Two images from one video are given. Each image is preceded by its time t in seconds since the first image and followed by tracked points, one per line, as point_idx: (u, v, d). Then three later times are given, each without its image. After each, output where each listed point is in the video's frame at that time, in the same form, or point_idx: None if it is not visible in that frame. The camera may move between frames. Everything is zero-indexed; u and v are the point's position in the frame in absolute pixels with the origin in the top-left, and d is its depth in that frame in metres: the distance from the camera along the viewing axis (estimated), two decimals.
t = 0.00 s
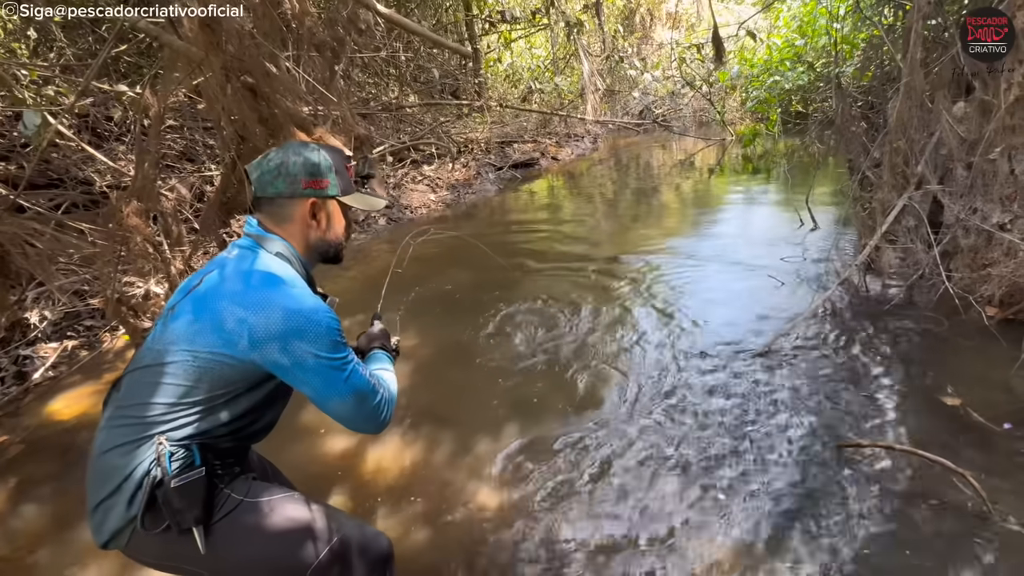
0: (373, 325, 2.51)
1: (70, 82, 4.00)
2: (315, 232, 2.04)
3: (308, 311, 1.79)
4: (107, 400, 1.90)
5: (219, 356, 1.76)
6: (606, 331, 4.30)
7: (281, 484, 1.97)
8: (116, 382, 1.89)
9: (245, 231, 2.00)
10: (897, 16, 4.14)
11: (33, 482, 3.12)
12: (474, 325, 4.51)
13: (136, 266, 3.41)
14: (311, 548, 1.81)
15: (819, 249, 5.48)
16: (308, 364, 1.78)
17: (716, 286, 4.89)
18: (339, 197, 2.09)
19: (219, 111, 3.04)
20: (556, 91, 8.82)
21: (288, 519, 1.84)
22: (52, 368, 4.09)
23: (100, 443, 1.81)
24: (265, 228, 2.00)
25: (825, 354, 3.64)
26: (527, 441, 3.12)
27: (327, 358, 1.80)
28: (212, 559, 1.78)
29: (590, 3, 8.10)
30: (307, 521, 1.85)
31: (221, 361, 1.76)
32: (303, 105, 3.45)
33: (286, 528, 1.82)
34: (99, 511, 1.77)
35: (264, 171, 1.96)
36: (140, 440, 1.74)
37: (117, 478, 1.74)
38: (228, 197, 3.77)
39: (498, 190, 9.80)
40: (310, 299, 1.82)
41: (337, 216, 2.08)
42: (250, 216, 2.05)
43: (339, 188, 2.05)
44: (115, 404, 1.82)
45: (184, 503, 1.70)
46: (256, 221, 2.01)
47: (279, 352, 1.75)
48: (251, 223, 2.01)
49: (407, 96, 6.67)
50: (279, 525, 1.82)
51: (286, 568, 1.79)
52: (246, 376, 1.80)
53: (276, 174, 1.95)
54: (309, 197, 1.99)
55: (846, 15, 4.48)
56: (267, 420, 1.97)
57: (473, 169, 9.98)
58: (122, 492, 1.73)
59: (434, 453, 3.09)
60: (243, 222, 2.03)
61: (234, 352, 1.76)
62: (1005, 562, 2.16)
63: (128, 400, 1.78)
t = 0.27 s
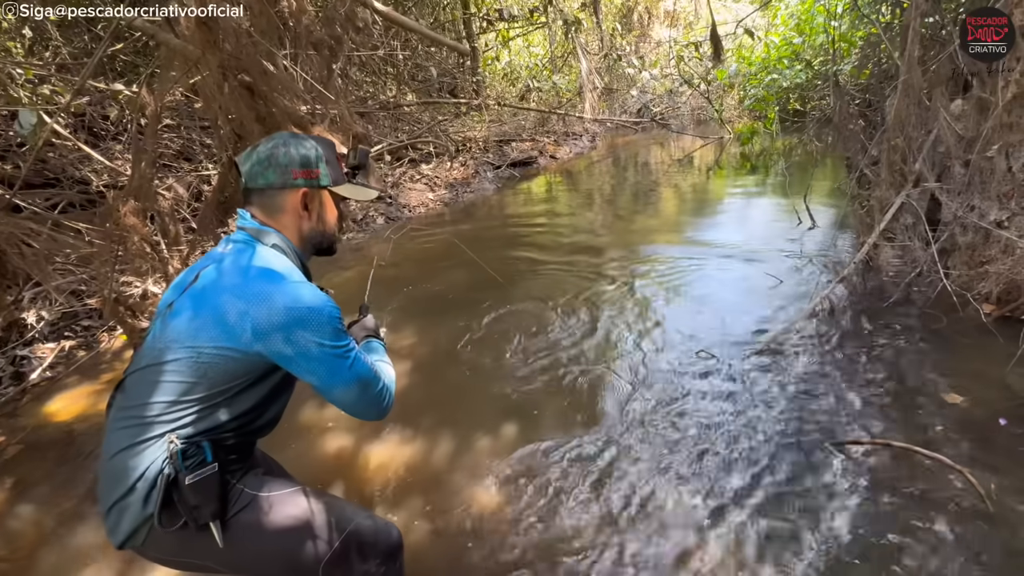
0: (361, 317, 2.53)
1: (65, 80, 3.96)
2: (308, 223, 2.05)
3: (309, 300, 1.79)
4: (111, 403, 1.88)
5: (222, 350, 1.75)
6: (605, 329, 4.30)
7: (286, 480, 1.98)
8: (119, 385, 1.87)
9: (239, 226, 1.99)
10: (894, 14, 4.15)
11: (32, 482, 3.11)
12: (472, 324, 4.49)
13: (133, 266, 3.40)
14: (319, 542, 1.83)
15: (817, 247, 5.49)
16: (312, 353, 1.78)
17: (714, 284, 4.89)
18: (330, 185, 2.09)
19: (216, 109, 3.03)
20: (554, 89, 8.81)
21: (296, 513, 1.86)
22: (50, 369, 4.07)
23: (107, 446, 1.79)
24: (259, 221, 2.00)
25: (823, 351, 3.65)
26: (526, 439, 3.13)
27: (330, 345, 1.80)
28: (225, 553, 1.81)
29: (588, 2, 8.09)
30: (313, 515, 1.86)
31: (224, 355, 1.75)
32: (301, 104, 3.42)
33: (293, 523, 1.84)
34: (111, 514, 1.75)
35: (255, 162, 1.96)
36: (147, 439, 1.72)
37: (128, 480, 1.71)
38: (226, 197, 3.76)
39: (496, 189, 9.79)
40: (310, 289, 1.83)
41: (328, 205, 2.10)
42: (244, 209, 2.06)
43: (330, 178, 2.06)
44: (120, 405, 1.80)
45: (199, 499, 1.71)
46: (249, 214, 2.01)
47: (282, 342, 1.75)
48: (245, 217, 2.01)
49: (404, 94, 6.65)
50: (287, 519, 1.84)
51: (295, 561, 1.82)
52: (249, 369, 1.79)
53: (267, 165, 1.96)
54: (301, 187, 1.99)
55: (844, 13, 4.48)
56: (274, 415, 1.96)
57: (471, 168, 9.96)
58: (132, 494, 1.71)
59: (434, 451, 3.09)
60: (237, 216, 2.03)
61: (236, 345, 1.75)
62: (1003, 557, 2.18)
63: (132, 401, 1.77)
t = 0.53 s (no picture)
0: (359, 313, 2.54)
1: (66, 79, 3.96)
2: (309, 217, 2.05)
3: (312, 291, 1.80)
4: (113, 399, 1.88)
5: (226, 342, 1.75)
6: (606, 328, 4.30)
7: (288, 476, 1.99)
8: (120, 380, 1.87)
9: (236, 221, 1.99)
10: (895, 13, 4.15)
11: (33, 481, 3.11)
12: (472, 324, 4.48)
13: (134, 265, 3.41)
14: (321, 539, 1.84)
15: (817, 246, 5.49)
16: (316, 344, 1.79)
17: (714, 284, 4.88)
18: (330, 181, 2.11)
19: (217, 109, 3.03)
20: (554, 88, 8.81)
21: (299, 510, 1.86)
22: (51, 368, 4.08)
23: (109, 442, 1.79)
24: (258, 215, 2.00)
25: (824, 349, 3.65)
26: (527, 437, 3.14)
27: (333, 336, 1.81)
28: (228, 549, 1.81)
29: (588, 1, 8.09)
30: (316, 512, 1.87)
31: (228, 347, 1.75)
32: (302, 103, 3.41)
33: (296, 519, 1.84)
34: (116, 509, 1.75)
35: (255, 157, 1.97)
36: (151, 433, 1.72)
37: (134, 474, 1.71)
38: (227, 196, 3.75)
39: (496, 188, 9.79)
40: (312, 280, 1.84)
41: (328, 201, 2.11)
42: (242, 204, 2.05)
43: (330, 173, 2.08)
44: (122, 400, 1.80)
45: (205, 493, 1.71)
46: (248, 208, 2.02)
47: (286, 333, 1.76)
48: (244, 211, 2.01)
49: (405, 93, 6.65)
50: (289, 516, 1.84)
51: (297, 558, 1.82)
52: (253, 361, 1.80)
53: (267, 160, 1.97)
54: (302, 181, 2.00)
55: (844, 11, 4.48)
56: (278, 408, 1.96)
57: (471, 167, 9.96)
58: (137, 488, 1.71)
59: (435, 449, 3.10)
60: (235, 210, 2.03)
61: (240, 336, 1.75)
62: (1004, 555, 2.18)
63: (135, 395, 1.76)
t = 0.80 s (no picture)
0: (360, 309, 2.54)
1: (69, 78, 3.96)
2: (312, 214, 2.07)
3: (319, 285, 1.82)
4: (116, 395, 1.87)
5: (234, 336, 1.76)
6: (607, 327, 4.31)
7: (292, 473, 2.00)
8: (124, 376, 1.86)
9: (237, 217, 2.00)
10: (896, 12, 4.15)
11: (36, 479, 3.12)
12: (472, 323, 4.48)
13: (137, 264, 3.41)
14: (324, 534, 1.85)
15: (818, 245, 5.49)
16: (324, 336, 1.80)
17: (715, 283, 4.87)
18: (332, 178, 2.13)
19: (220, 107, 3.03)
20: (555, 88, 8.82)
21: (302, 505, 1.87)
22: (53, 367, 4.08)
23: (114, 438, 1.79)
24: (262, 211, 2.01)
25: (825, 349, 3.65)
26: (529, 435, 3.14)
27: (341, 328, 1.83)
28: (232, 545, 1.82)
29: None
30: (319, 506, 1.88)
31: (237, 341, 1.76)
32: (303, 101, 3.39)
33: (299, 515, 1.85)
34: (121, 504, 1.75)
35: (259, 153, 1.97)
36: (157, 427, 1.73)
37: (142, 467, 1.71)
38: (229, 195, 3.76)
39: (497, 187, 9.79)
40: (319, 273, 1.86)
41: (330, 198, 2.12)
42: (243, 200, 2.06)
43: (332, 171, 2.09)
44: (127, 396, 1.80)
45: (212, 486, 1.72)
46: (249, 204, 2.02)
47: (296, 326, 1.77)
48: (246, 207, 2.01)
49: (406, 93, 6.66)
50: (292, 511, 1.85)
51: (299, 554, 1.83)
52: (261, 354, 1.81)
53: (271, 157, 1.97)
54: (306, 178, 2.01)
55: (845, 10, 4.48)
56: (282, 401, 1.98)
57: (472, 166, 9.96)
58: (143, 482, 1.71)
59: (437, 448, 3.11)
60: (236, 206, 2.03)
61: (249, 330, 1.76)
62: (1004, 553, 2.18)
63: (140, 390, 1.77)
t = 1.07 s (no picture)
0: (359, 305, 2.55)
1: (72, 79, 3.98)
2: (316, 214, 2.08)
3: (323, 283, 1.83)
4: (122, 393, 1.88)
5: (240, 334, 1.77)
6: (608, 328, 4.31)
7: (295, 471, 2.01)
8: (130, 374, 1.87)
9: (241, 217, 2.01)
10: (898, 13, 4.15)
11: (38, 478, 3.14)
12: (473, 325, 4.47)
13: (140, 264, 3.43)
14: (328, 534, 1.86)
15: (820, 247, 5.48)
16: (329, 334, 1.81)
17: (716, 286, 4.85)
18: (336, 179, 2.15)
19: (223, 109, 3.04)
20: (557, 89, 8.83)
21: (306, 504, 1.88)
22: (56, 366, 4.10)
23: (120, 435, 1.80)
24: (266, 212, 2.01)
25: (826, 350, 3.66)
26: (530, 436, 3.15)
27: (345, 325, 1.85)
28: (235, 544, 1.82)
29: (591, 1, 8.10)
30: (323, 507, 1.89)
31: (242, 339, 1.77)
32: (307, 103, 3.38)
33: (303, 514, 1.86)
34: (128, 501, 1.76)
35: (265, 154, 1.98)
36: (163, 425, 1.74)
37: (148, 463, 1.73)
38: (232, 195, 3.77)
39: (499, 188, 9.80)
40: (322, 272, 1.88)
41: (334, 198, 2.14)
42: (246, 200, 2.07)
43: (336, 172, 2.11)
44: (133, 393, 1.81)
45: (217, 483, 1.73)
46: (252, 204, 2.03)
47: (301, 324, 1.78)
48: (248, 207, 2.02)
49: (408, 94, 6.67)
50: (296, 510, 1.86)
51: (303, 552, 1.84)
52: (266, 352, 1.82)
53: (277, 157, 1.98)
54: (311, 179, 2.03)
55: (847, 12, 4.48)
56: (286, 398, 1.98)
57: (474, 167, 9.97)
58: (149, 480, 1.73)
59: (438, 448, 3.11)
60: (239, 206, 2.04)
61: (254, 328, 1.77)
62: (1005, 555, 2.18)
63: (146, 388, 1.78)
